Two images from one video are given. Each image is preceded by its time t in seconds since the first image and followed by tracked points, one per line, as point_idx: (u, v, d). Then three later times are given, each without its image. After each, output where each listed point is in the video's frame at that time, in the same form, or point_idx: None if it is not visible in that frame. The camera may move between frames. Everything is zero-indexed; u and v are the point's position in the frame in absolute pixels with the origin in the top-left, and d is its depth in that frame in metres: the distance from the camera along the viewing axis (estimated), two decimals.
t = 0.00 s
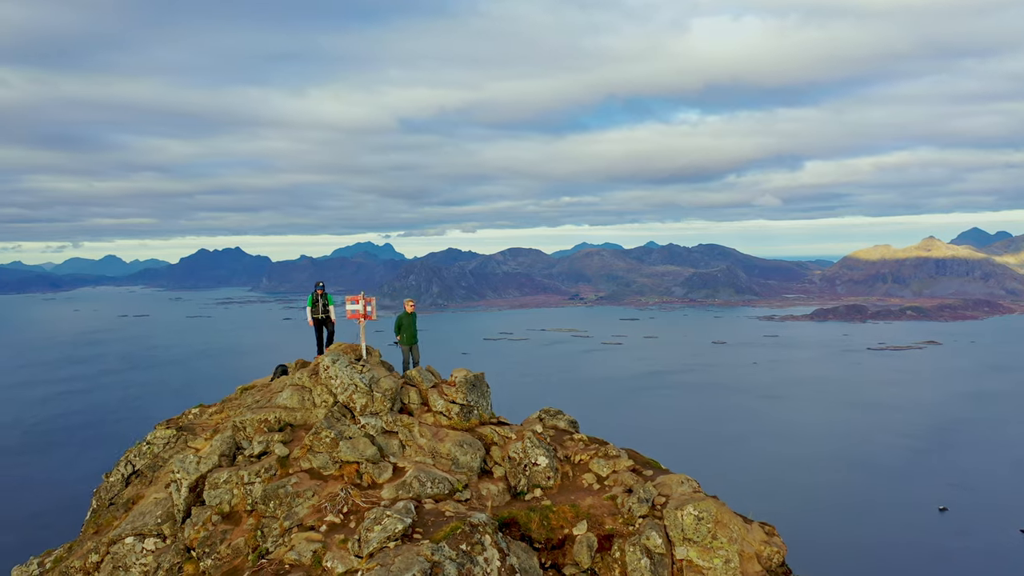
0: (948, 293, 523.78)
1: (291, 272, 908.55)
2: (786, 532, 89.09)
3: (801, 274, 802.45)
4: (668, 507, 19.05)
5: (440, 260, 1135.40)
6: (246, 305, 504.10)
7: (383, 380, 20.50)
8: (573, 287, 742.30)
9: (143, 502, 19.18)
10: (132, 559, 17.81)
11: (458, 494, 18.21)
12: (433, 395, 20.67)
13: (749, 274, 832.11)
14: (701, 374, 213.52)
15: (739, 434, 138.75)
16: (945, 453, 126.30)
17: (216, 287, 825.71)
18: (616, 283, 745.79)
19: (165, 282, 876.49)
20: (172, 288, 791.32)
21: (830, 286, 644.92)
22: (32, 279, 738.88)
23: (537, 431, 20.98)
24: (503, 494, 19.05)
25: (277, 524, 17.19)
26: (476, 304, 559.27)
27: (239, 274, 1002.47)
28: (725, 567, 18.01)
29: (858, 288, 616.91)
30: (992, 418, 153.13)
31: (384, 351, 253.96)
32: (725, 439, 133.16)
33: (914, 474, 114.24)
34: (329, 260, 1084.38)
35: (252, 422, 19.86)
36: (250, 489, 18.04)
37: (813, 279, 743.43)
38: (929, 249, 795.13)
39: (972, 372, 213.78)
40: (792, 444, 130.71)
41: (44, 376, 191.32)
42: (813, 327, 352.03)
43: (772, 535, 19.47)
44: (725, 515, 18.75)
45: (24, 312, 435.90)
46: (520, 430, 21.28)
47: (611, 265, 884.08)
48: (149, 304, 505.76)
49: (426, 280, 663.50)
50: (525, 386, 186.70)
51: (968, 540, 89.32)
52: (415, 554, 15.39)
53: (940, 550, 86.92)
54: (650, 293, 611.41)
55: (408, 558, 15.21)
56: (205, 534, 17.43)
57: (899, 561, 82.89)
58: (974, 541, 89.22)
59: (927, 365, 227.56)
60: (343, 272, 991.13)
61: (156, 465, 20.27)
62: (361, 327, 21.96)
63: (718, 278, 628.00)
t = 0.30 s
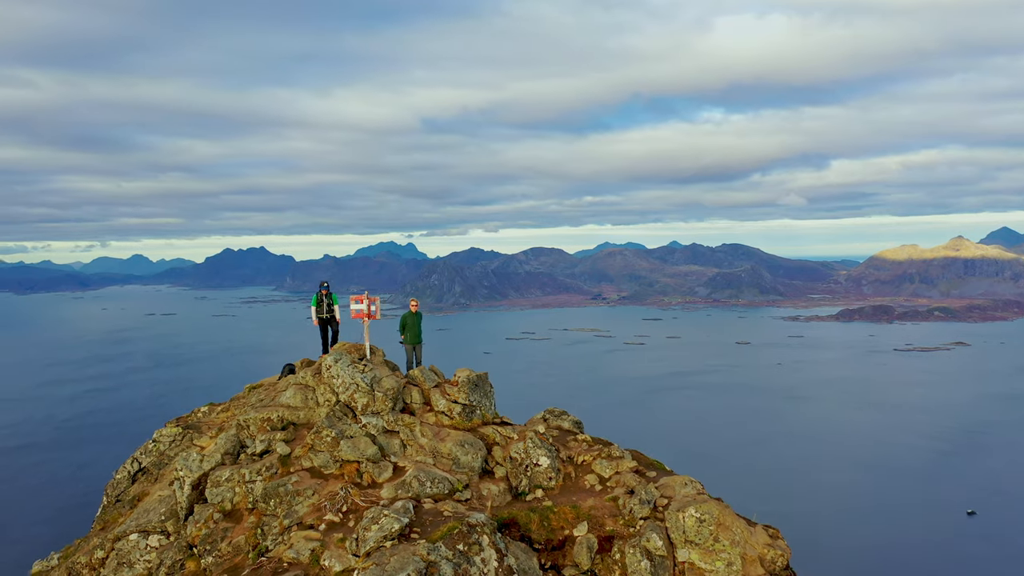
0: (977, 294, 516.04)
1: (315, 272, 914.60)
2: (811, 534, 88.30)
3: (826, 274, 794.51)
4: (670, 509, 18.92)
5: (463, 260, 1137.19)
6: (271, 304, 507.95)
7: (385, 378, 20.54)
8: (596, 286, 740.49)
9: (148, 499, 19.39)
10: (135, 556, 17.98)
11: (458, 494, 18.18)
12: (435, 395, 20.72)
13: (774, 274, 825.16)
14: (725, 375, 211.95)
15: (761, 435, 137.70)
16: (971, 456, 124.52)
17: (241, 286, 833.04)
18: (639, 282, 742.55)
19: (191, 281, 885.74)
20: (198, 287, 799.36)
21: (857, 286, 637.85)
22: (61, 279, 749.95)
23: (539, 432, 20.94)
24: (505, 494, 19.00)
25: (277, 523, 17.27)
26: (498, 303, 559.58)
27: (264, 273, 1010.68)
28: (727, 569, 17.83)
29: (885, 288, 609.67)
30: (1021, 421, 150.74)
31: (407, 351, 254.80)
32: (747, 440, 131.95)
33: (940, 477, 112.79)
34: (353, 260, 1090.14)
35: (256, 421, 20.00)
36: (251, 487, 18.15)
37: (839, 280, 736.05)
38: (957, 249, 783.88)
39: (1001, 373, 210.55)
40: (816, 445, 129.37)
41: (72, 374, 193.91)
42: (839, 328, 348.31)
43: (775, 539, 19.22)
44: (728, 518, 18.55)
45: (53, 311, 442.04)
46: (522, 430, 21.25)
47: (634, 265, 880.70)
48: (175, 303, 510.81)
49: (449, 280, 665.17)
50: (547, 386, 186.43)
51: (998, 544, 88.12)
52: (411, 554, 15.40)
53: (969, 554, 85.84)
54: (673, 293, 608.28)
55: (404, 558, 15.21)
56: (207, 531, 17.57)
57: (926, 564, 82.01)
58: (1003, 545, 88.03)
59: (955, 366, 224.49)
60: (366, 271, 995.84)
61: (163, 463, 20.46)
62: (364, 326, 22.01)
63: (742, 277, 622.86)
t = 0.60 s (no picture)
0: (1008, 294, 507.81)
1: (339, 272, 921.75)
2: (836, 535, 87.50)
3: (853, 274, 785.78)
4: (672, 511, 18.75)
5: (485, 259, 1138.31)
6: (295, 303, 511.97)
7: (388, 378, 20.58)
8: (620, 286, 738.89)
9: (154, 496, 19.61)
10: (140, 552, 18.22)
11: (459, 494, 18.19)
12: (437, 395, 20.73)
13: (799, 274, 817.57)
14: (749, 375, 210.54)
15: (785, 436, 136.66)
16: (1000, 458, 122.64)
17: (266, 285, 841.48)
18: (662, 282, 739.05)
19: (217, 280, 894.36)
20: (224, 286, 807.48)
21: (884, 286, 630.13)
22: (91, 278, 762.47)
23: (543, 432, 20.86)
24: (506, 494, 18.97)
25: (277, 521, 17.34)
26: (521, 303, 559.38)
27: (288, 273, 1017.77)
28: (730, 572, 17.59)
29: (913, 288, 601.59)
30: None
31: (430, 351, 256.06)
32: (770, 441, 130.86)
33: (967, 479, 111.12)
34: (376, 259, 1096.12)
35: (259, 420, 20.11)
36: (253, 486, 18.26)
37: (865, 279, 727.79)
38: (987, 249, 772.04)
39: None
40: (839, 447, 128.05)
41: (101, 371, 197.03)
42: (866, 329, 344.30)
43: (780, 541, 18.93)
44: (731, 520, 18.29)
45: (83, 309, 449.90)
46: (526, 431, 21.18)
47: (658, 265, 877.03)
48: (201, 302, 516.29)
49: (472, 280, 666.08)
50: (568, 386, 186.17)
51: None
52: (407, 553, 15.40)
53: (998, 558, 84.54)
54: (697, 293, 604.53)
55: (400, 558, 15.21)
56: (209, 529, 17.74)
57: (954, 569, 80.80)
58: None
59: (984, 367, 221.03)
60: (389, 271, 1000.02)
61: (169, 461, 20.65)
62: (369, 325, 22.06)
63: (767, 277, 618.30)
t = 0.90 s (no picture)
0: None
1: (363, 272, 926.23)
2: (862, 540, 86.25)
3: (880, 274, 777.36)
4: (675, 512, 18.61)
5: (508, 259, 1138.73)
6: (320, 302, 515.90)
7: (390, 377, 20.60)
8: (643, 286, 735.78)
9: (161, 492, 19.90)
10: (145, 549, 18.52)
11: (460, 494, 18.17)
12: (441, 394, 20.78)
13: (826, 274, 810.08)
14: (774, 376, 208.65)
15: (808, 438, 135.40)
16: None
17: (291, 285, 847.58)
18: (686, 282, 735.50)
19: (243, 279, 902.94)
20: (250, 285, 816.34)
21: (912, 287, 622.70)
22: (120, 278, 772.43)
23: (546, 431, 20.74)
24: (508, 494, 18.97)
25: (279, 519, 17.40)
26: (544, 303, 559.33)
27: (313, 272, 1025.88)
28: None
29: (941, 288, 593.66)
30: None
31: (453, 351, 256.41)
32: (793, 443, 129.67)
33: (996, 483, 109.41)
34: (400, 259, 1100.10)
35: (264, 418, 20.24)
36: (255, 484, 18.34)
37: (893, 279, 719.28)
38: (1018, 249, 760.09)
39: None
40: (864, 449, 126.53)
41: (129, 369, 199.24)
42: (893, 329, 340.49)
43: (786, 545, 18.65)
44: (734, 524, 18.08)
45: (112, 308, 455.54)
46: (529, 429, 21.12)
47: (682, 265, 872.64)
48: (228, 301, 521.58)
49: (495, 279, 666.76)
50: (591, 386, 185.92)
51: None
52: (404, 553, 15.41)
53: None
54: (721, 293, 601.09)
55: (397, 556, 15.22)
56: (212, 526, 17.88)
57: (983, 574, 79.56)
58: None
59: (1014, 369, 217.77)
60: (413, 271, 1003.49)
61: (177, 458, 20.86)
62: (375, 323, 22.10)
63: (793, 277, 612.79)
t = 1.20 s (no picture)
0: None
1: (388, 272, 929.59)
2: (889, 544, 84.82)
3: (907, 274, 767.49)
4: (677, 513, 18.46)
5: (531, 258, 1138.17)
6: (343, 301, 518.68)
7: (393, 377, 20.69)
8: (667, 285, 732.80)
9: (167, 490, 20.06)
10: (149, 545, 18.69)
11: (460, 493, 18.17)
12: (444, 393, 20.76)
13: (852, 273, 801.25)
14: (798, 377, 206.69)
15: (832, 439, 134.02)
16: None
17: (315, 284, 853.04)
18: (710, 282, 731.02)
19: (268, 279, 910.42)
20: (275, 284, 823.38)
21: (940, 287, 614.27)
22: (148, 276, 781.67)
23: (549, 432, 20.64)
24: (509, 494, 18.92)
25: (279, 517, 17.51)
26: (568, 302, 558.70)
27: (337, 272, 1031.80)
28: None
29: (971, 288, 585.08)
30: None
31: (475, 350, 256.66)
32: (817, 444, 128.32)
33: None
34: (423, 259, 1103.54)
35: (268, 416, 20.42)
36: (257, 482, 18.45)
37: (921, 279, 710.19)
38: None
39: None
40: (889, 451, 125.05)
41: (155, 367, 201.33)
42: (920, 330, 336.08)
43: (790, 548, 18.40)
44: (737, 525, 17.88)
45: (139, 307, 460.71)
46: (533, 429, 21.07)
47: (706, 265, 867.50)
48: (253, 300, 525.85)
49: (518, 279, 666.73)
50: (614, 386, 185.33)
51: None
52: (400, 552, 15.44)
53: None
54: (746, 293, 596.86)
55: (393, 555, 15.26)
56: (214, 522, 18.03)
57: None
58: None
59: None
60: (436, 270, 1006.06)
61: (182, 455, 21.01)
62: (379, 324, 22.11)
63: (818, 277, 607.30)
